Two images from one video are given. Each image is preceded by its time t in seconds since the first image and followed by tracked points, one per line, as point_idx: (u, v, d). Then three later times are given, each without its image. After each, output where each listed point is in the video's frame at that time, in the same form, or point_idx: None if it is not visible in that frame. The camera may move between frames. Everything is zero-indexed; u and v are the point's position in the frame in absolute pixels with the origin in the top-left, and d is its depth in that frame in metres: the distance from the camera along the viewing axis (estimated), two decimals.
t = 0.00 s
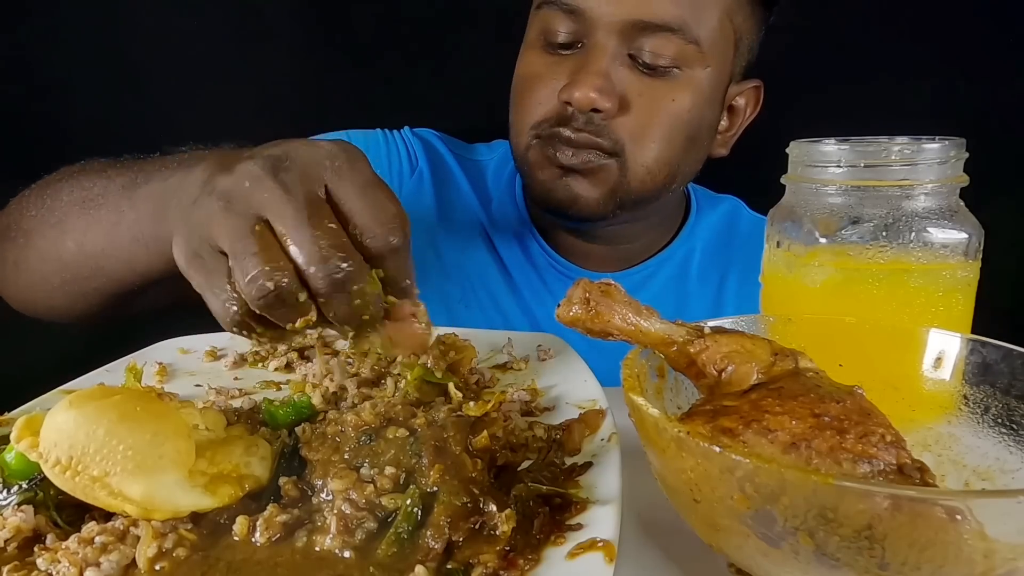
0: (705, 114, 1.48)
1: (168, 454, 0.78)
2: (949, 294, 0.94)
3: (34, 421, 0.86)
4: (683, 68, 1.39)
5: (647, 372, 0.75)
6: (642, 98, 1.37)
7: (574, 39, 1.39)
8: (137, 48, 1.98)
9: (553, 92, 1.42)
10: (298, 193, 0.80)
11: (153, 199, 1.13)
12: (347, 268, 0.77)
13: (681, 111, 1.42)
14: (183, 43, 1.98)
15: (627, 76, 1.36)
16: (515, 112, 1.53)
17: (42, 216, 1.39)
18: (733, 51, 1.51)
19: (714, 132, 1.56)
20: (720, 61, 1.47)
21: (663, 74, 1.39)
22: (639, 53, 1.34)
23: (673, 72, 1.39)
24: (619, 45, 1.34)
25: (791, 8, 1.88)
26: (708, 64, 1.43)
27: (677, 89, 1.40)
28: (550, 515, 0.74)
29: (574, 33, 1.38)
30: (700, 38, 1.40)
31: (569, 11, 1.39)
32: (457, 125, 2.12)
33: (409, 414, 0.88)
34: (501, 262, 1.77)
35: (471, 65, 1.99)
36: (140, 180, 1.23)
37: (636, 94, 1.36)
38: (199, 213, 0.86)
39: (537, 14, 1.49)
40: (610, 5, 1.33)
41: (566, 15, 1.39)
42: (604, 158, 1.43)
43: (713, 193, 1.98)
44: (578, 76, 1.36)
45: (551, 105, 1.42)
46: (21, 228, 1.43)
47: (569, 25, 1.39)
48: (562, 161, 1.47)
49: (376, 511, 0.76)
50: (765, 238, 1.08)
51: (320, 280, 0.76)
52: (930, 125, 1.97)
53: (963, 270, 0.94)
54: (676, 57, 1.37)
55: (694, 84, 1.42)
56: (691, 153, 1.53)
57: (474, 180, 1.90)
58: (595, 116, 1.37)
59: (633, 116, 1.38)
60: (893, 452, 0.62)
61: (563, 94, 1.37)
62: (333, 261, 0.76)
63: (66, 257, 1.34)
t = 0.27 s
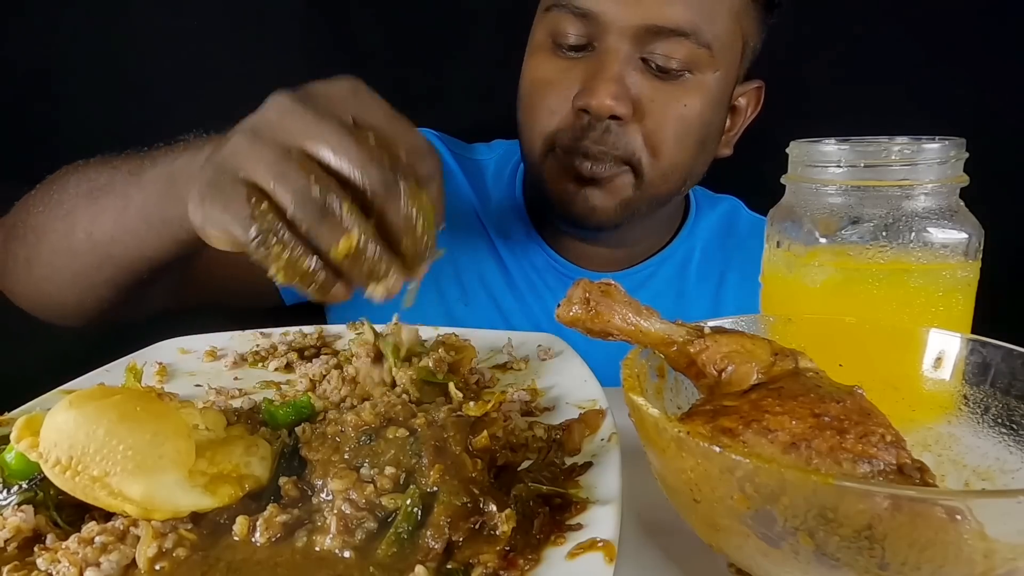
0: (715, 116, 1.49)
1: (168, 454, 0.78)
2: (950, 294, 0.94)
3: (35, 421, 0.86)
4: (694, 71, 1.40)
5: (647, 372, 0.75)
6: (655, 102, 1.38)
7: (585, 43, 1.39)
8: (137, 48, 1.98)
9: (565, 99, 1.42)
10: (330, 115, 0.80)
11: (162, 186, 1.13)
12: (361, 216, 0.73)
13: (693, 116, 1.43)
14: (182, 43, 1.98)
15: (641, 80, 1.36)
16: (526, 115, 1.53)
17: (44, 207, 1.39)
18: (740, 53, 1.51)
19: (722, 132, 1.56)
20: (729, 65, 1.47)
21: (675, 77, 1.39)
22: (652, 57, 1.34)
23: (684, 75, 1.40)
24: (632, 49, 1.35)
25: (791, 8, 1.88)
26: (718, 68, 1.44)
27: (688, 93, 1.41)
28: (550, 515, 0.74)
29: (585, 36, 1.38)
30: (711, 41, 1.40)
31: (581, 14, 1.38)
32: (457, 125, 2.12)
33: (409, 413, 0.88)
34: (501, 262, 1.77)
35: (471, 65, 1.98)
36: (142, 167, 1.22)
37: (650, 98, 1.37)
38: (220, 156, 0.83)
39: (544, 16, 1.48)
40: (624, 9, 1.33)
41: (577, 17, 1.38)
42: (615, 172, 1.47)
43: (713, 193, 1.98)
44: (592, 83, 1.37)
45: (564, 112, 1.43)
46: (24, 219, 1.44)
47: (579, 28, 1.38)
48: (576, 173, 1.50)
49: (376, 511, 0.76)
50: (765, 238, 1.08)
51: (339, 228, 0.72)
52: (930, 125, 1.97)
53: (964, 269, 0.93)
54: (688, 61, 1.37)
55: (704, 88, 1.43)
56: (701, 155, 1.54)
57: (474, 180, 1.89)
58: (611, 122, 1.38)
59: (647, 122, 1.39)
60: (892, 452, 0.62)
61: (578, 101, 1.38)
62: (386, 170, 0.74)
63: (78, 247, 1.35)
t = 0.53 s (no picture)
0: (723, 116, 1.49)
1: (168, 454, 0.78)
2: (949, 294, 0.94)
3: (35, 421, 0.86)
4: (705, 71, 1.40)
5: (647, 372, 0.75)
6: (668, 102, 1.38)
7: (597, 41, 1.39)
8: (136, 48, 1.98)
9: (578, 97, 1.42)
10: (351, 170, 0.79)
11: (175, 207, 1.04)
12: (416, 242, 0.75)
13: (703, 116, 1.44)
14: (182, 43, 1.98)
15: (654, 79, 1.36)
16: (535, 112, 1.52)
17: (55, 222, 1.32)
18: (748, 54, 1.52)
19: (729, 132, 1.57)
20: (737, 64, 1.48)
21: (686, 76, 1.40)
22: (664, 56, 1.35)
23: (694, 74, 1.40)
24: (645, 48, 1.35)
25: (791, 8, 1.88)
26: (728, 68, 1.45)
27: (699, 92, 1.41)
28: (550, 515, 0.74)
29: (597, 34, 1.38)
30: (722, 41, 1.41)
31: (593, 12, 1.38)
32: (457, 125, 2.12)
33: (409, 413, 0.88)
34: (501, 262, 1.77)
35: (471, 65, 1.99)
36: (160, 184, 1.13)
37: (663, 97, 1.37)
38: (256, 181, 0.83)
39: (553, 15, 1.48)
40: (637, 7, 1.33)
41: (588, 15, 1.38)
42: (631, 174, 1.47)
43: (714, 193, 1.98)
44: (605, 80, 1.36)
45: (576, 110, 1.43)
46: (32, 230, 1.37)
47: (591, 26, 1.38)
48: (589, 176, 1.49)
49: (376, 511, 0.76)
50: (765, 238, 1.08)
51: (385, 247, 0.73)
52: (931, 125, 1.97)
53: (964, 269, 0.94)
54: (699, 61, 1.38)
55: (715, 87, 1.43)
56: (708, 155, 1.54)
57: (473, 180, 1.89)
58: (624, 120, 1.38)
59: (658, 121, 1.39)
60: (892, 452, 0.62)
61: (592, 98, 1.38)
62: (398, 234, 0.74)
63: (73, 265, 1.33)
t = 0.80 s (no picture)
0: (727, 112, 1.50)
1: (168, 454, 0.78)
2: (949, 294, 0.94)
3: (34, 421, 0.86)
4: (708, 70, 1.41)
5: (647, 372, 0.75)
6: (673, 100, 1.38)
7: (601, 40, 1.38)
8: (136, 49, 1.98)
9: (584, 95, 1.41)
10: (474, 216, 0.83)
11: (239, 219, 1.01)
12: (534, 288, 0.81)
13: (708, 112, 1.44)
14: (182, 44, 1.98)
15: (660, 78, 1.36)
16: (541, 110, 1.51)
17: (72, 217, 1.21)
18: (749, 52, 1.53)
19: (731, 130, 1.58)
20: (738, 64, 1.49)
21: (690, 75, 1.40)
22: (669, 55, 1.35)
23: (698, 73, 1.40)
24: (651, 47, 1.34)
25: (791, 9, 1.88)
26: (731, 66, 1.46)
27: (703, 91, 1.42)
28: (550, 515, 0.74)
29: (601, 34, 1.38)
30: (724, 40, 1.41)
31: (598, 12, 1.38)
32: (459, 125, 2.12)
33: (409, 413, 0.88)
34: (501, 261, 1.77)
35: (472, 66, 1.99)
36: (221, 192, 1.10)
37: (667, 96, 1.37)
38: (360, 230, 0.86)
39: (558, 15, 1.48)
40: (641, 6, 1.32)
41: (592, 15, 1.39)
42: (638, 163, 1.46)
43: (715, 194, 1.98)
44: (611, 79, 1.36)
45: (582, 108, 1.42)
46: (38, 224, 1.24)
47: (595, 26, 1.38)
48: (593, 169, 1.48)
49: (376, 511, 0.76)
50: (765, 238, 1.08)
51: (508, 297, 0.79)
52: (931, 125, 1.97)
53: (963, 270, 0.94)
54: (703, 59, 1.38)
55: (718, 85, 1.44)
56: (712, 150, 1.54)
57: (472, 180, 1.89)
58: (631, 117, 1.37)
59: (665, 118, 1.39)
60: (892, 452, 0.62)
61: (598, 96, 1.37)
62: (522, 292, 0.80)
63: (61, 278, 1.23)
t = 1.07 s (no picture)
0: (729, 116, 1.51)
1: (168, 454, 0.78)
2: (949, 294, 0.94)
3: (34, 421, 0.86)
4: (710, 73, 1.41)
5: (647, 372, 0.75)
6: (675, 104, 1.38)
7: (603, 44, 1.38)
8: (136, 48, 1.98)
9: (587, 98, 1.41)
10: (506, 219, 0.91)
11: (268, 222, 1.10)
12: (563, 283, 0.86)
13: (711, 116, 1.45)
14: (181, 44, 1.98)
15: (661, 81, 1.36)
16: (543, 112, 1.52)
17: (88, 220, 1.22)
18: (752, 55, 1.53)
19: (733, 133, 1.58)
20: (741, 67, 1.48)
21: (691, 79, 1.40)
22: (670, 58, 1.34)
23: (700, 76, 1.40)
24: (653, 50, 1.34)
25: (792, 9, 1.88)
26: (733, 70, 1.46)
27: (705, 95, 1.42)
28: (550, 515, 0.74)
29: (603, 38, 1.37)
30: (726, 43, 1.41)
31: (600, 14, 1.37)
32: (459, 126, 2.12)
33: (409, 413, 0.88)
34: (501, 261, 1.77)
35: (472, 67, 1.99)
36: (245, 197, 1.17)
37: (670, 99, 1.38)
38: (400, 230, 0.95)
39: (562, 15, 1.47)
40: (643, 9, 1.32)
41: (595, 18, 1.38)
42: (643, 169, 1.47)
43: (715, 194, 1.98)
44: (613, 83, 1.36)
45: (585, 111, 1.42)
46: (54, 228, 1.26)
47: (598, 29, 1.37)
48: (599, 169, 1.48)
49: (376, 511, 0.77)
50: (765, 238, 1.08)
51: (542, 289, 0.85)
52: (931, 126, 1.97)
53: (963, 270, 0.94)
54: (705, 63, 1.38)
55: (720, 89, 1.44)
56: (714, 154, 1.55)
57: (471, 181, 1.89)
58: (633, 122, 1.37)
59: (667, 122, 1.40)
60: (892, 452, 0.62)
61: (599, 100, 1.37)
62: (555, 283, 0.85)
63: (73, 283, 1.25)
